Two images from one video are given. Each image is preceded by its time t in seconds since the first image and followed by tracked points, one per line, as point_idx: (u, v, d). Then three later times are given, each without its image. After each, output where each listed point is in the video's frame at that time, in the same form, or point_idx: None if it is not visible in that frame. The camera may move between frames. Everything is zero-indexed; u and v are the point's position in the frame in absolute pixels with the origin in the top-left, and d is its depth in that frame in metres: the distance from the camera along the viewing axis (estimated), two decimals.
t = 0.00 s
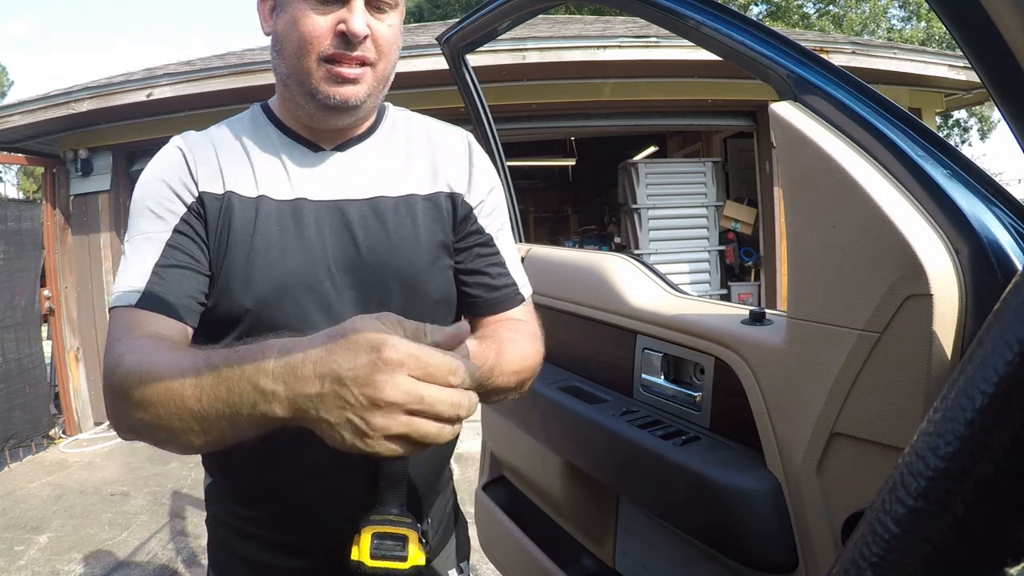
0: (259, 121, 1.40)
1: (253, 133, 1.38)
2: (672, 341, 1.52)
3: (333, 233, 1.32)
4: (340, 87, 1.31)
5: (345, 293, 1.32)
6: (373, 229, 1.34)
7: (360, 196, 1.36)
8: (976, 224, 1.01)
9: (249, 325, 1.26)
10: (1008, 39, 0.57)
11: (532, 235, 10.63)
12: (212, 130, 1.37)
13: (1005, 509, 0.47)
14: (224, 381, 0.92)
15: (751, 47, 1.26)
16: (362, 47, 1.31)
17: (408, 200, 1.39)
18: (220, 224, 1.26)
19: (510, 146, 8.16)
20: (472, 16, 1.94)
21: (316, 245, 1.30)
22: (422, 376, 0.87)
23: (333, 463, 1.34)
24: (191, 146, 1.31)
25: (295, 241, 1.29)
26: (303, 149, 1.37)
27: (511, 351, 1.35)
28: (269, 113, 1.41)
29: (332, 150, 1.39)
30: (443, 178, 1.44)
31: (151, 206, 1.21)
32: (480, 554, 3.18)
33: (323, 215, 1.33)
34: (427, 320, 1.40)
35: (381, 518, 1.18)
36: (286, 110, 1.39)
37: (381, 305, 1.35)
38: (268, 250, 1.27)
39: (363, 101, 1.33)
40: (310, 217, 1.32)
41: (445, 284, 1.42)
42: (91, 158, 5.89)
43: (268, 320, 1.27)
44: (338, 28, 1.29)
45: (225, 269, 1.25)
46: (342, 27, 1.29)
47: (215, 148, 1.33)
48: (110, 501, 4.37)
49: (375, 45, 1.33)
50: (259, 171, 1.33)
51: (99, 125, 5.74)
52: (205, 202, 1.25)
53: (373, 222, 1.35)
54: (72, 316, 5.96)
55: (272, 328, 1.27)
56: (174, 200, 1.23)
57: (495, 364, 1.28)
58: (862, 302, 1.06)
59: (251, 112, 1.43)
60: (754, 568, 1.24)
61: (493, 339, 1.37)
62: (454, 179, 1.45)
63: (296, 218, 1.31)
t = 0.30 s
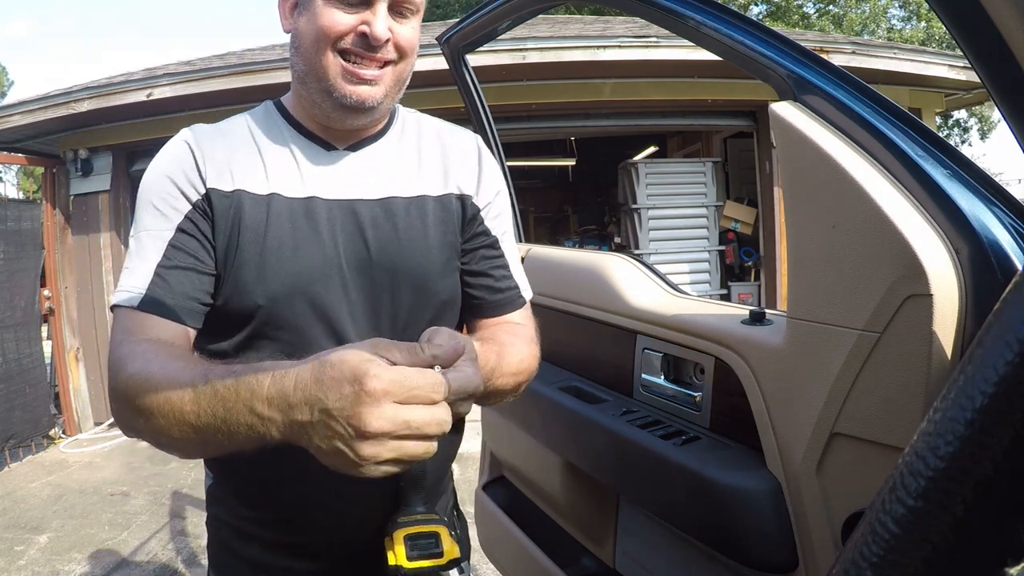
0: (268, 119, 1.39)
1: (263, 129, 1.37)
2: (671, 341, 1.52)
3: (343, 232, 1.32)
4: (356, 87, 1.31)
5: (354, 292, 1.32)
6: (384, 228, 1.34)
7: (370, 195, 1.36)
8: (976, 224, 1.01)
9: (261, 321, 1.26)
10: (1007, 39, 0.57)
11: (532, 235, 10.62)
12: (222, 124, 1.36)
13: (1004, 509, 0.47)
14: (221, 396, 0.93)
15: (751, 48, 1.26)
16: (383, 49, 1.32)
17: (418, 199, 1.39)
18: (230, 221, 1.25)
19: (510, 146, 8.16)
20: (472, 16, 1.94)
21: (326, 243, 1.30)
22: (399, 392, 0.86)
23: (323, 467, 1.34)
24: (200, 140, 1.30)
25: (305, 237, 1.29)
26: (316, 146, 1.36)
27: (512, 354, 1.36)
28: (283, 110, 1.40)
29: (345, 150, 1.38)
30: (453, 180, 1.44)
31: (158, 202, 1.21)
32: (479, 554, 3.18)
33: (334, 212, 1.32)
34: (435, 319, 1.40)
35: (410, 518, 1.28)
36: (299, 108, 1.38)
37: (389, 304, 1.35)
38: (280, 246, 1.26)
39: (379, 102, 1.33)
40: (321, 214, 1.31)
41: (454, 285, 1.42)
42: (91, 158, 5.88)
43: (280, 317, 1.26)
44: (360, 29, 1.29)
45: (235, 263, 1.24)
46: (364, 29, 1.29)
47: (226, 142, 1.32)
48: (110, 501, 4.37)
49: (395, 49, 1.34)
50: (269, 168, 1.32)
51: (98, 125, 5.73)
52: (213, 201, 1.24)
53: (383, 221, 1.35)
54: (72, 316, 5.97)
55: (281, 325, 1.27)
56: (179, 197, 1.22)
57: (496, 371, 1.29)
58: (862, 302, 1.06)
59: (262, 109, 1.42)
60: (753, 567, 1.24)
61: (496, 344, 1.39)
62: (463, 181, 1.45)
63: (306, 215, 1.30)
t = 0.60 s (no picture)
0: (274, 116, 1.39)
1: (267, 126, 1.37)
2: (671, 340, 1.52)
3: (348, 230, 1.32)
4: (357, 81, 1.31)
5: (358, 292, 1.32)
6: (388, 227, 1.34)
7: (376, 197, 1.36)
8: (976, 224, 1.01)
9: (265, 320, 1.26)
10: (1008, 39, 0.57)
11: (532, 235, 10.61)
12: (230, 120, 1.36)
13: (1004, 509, 0.47)
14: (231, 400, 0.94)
15: (751, 47, 1.26)
16: (388, 49, 1.32)
17: (423, 199, 1.39)
18: (233, 220, 1.25)
19: (510, 146, 8.16)
20: (472, 16, 1.94)
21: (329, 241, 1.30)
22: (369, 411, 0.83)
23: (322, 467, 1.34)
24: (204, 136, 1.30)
25: (309, 236, 1.28)
26: (319, 145, 1.36)
27: (515, 355, 1.36)
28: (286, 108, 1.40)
29: (348, 149, 1.38)
30: (458, 180, 1.43)
31: (161, 198, 1.21)
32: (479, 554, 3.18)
33: (338, 211, 1.32)
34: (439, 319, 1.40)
35: (396, 521, 1.27)
36: (302, 106, 1.38)
37: (394, 302, 1.35)
38: (284, 245, 1.26)
39: (382, 101, 1.34)
40: (324, 213, 1.31)
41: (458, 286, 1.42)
42: (91, 158, 5.87)
43: (284, 316, 1.26)
44: (365, 27, 1.30)
45: (239, 261, 1.24)
46: (370, 28, 1.30)
47: (229, 139, 1.32)
48: (110, 501, 4.37)
49: (400, 48, 1.35)
50: (273, 166, 1.32)
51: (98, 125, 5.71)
52: (214, 198, 1.24)
53: (387, 220, 1.34)
54: (73, 316, 5.97)
55: (284, 323, 1.27)
56: (181, 195, 1.22)
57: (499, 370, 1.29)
58: (861, 302, 1.06)
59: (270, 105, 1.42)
60: (753, 567, 1.24)
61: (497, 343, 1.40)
62: (468, 181, 1.44)
63: (310, 214, 1.30)
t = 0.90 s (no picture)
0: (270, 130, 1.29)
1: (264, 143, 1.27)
2: (671, 341, 1.52)
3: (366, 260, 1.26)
4: (379, 122, 1.20)
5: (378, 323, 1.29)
6: (408, 256, 1.30)
7: (394, 221, 1.31)
8: (976, 224, 1.01)
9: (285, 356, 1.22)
10: (1007, 40, 0.57)
11: (533, 235, 10.60)
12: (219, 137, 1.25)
13: (1004, 509, 0.47)
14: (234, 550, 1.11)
15: (752, 48, 1.25)
16: (405, 82, 1.19)
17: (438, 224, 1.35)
18: (244, 257, 1.18)
19: (510, 146, 8.16)
20: (472, 16, 1.94)
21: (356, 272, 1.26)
22: None
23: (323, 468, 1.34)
24: (194, 163, 1.19)
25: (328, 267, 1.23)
26: (332, 166, 1.29)
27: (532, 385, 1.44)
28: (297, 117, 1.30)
29: (364, 169, 1.31)
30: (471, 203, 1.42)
31: (150, 255, 1.13)
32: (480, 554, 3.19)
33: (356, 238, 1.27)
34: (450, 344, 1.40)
35: (425, 546, 1.23)
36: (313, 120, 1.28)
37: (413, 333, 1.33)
38: (302, 278, 1.21)
39: (398, 135, 1.24)
40: (341, 241, 1.25)
41: (466, 309, 1.42)
42: (91, 158, 5.86)
43: (305, 352, 1.23)
44: (378, 62, 1.15)
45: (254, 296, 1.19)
46: (384, 62, 1.16)
47: (224, 162, 1.21)
48: (110, 501, 4.37)
49: (419, 77, 1.21)
50: (280, 189, 1.23)
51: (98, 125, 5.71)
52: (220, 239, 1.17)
53: (406, 248, 1.30)
54: (73, 316, 5.98)
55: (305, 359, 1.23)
56: (177, 247, 1.14)
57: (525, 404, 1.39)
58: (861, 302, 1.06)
59: (268, 111, 1.33)
60: (753, 567, 1.24)
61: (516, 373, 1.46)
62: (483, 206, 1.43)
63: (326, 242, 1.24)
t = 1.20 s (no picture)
0: (272, 286, 1.11)
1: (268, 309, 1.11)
2: (670, 342, 1.53)
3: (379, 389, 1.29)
4: (394, 326, 1.00)
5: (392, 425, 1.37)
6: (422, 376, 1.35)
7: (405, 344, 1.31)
8: (976, 224, 1.01)
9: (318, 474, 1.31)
10: (1008, 39, 0.57)
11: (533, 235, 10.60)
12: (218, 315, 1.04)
13: (1004, 509, 0.47)
14: None
15: (751, 47, 1.25)
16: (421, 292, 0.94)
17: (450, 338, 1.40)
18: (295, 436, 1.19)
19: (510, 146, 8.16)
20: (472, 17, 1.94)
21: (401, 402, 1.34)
22: None
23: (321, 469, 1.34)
24: (211, 369, 1.01)
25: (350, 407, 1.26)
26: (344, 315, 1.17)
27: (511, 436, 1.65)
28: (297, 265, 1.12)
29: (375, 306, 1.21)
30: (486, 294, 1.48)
31: (208, 497, 1.03)
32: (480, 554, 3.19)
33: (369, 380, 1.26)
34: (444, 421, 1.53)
35: None
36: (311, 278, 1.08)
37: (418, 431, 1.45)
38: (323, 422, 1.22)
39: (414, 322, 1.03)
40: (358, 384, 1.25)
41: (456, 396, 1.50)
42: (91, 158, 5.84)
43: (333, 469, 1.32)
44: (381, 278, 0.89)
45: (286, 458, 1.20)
46: (390, 279, 0.90)
47: (230, 371, 1.03)
48: (110, 501, 4.38)
49: (441, 273, 0.95)
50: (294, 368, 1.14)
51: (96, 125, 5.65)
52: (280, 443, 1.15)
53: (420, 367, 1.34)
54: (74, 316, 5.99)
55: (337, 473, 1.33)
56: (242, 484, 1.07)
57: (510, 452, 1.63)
58: (861, 302, 1.06)
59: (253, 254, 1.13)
60: (753, 568, 1.23)
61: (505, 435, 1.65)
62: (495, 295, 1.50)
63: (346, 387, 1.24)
